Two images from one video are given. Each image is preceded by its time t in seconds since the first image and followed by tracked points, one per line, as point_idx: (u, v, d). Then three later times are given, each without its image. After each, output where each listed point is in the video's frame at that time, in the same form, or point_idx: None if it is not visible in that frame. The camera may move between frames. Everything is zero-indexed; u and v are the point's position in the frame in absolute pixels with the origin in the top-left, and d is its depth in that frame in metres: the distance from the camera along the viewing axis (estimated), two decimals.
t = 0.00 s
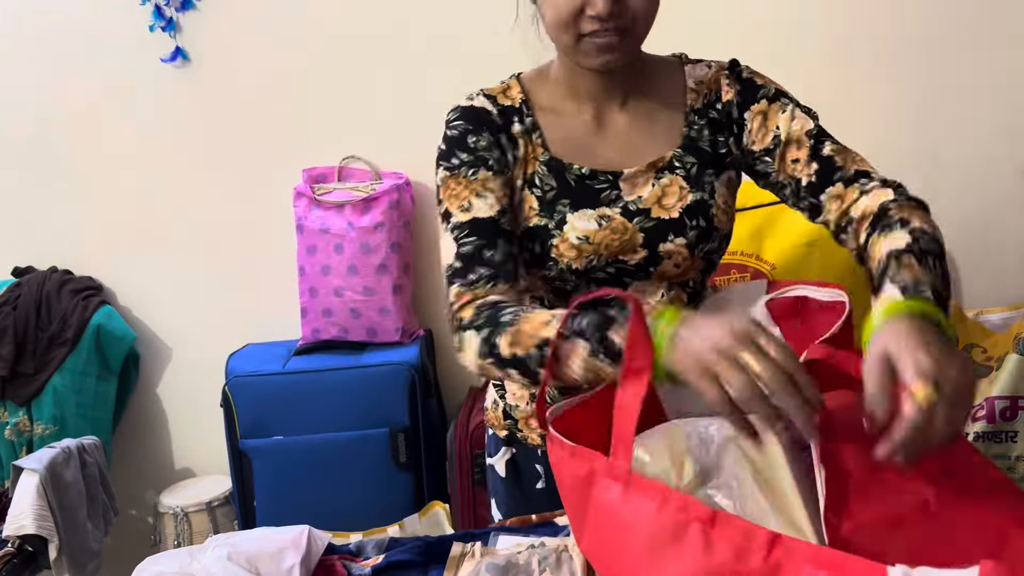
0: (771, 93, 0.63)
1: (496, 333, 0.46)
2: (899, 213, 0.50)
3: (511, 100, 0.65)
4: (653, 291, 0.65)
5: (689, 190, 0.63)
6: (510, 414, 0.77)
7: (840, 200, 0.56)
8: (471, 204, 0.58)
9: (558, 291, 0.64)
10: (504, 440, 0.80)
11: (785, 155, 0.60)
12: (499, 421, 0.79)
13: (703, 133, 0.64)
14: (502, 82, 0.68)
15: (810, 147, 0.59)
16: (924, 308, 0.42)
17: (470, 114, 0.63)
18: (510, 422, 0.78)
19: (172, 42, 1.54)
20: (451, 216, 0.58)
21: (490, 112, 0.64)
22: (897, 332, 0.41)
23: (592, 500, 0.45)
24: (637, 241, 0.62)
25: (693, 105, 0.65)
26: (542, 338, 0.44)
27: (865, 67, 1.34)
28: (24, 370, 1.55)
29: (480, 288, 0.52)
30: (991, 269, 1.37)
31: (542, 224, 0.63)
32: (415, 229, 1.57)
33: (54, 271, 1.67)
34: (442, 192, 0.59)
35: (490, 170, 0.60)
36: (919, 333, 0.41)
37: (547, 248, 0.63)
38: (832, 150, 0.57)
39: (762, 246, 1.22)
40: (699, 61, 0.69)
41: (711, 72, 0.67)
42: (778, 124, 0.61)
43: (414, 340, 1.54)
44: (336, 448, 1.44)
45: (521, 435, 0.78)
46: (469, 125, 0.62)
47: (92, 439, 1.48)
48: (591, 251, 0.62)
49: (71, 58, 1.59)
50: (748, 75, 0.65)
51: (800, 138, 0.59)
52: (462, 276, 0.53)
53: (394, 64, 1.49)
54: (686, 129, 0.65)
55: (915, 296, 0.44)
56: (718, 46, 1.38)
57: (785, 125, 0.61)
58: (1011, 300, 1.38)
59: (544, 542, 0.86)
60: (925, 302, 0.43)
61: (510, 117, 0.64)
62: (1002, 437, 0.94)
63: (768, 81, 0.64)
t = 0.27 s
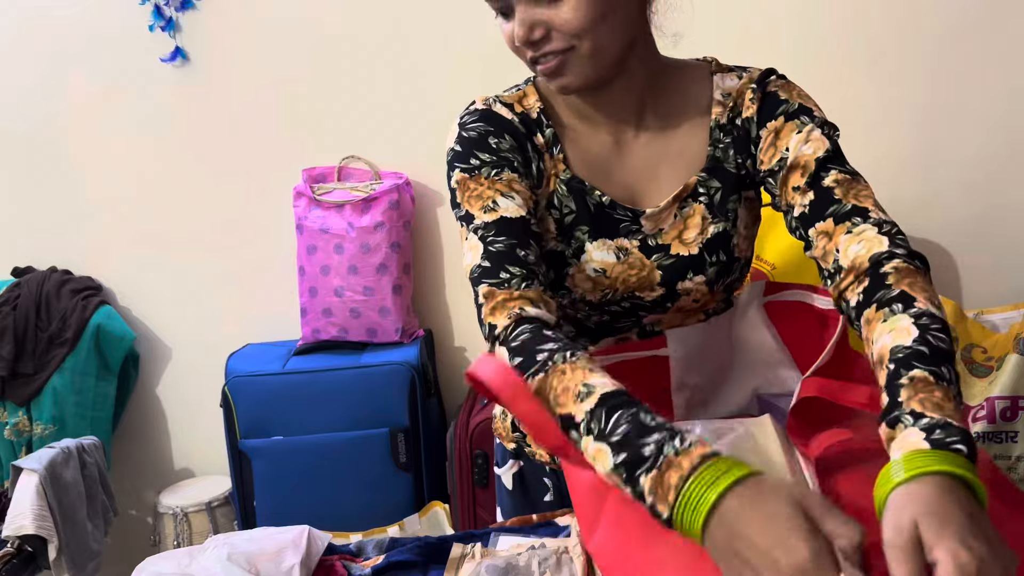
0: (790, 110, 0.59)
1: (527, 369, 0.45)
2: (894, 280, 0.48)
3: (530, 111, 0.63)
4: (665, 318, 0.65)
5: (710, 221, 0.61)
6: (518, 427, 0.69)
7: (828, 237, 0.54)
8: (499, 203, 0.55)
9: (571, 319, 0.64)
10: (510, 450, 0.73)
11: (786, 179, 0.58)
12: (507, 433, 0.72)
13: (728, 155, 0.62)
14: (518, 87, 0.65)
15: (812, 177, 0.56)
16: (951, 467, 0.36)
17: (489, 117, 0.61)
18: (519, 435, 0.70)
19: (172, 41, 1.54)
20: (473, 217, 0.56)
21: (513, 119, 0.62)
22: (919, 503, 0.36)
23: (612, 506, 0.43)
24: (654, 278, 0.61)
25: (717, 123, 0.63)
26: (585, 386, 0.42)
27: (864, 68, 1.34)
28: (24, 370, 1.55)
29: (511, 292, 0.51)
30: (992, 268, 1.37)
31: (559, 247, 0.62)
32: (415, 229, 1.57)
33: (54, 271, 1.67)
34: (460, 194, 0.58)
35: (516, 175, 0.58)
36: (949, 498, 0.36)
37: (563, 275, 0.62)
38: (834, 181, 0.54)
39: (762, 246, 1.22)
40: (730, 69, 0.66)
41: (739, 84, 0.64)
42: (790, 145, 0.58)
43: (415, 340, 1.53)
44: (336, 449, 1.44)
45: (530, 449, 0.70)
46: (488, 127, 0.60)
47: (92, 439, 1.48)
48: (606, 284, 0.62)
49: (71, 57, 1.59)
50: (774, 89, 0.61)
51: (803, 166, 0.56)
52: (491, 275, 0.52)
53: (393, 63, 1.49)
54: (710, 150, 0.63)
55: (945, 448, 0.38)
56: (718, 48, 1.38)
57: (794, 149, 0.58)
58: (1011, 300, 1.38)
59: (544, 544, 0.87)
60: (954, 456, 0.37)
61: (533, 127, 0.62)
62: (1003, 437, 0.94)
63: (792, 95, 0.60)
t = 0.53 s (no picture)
0: (787, 107, 0.59)
1: (526, 370, 0.46)
2: (896, 279, 0.48)
3: (527, 112, 0.63)
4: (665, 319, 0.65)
5: (709, 221, 0.61)
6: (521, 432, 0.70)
7: (829, 235, 0.54)
8: (495, 205, 0.56)
9: (571, 320, 0.65)
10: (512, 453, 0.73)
11: (785, 176, 0.58)
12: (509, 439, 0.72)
13: (727, 154, 0.62)
14: (516, 88, 0.65)
15: (812, 174, 0.56)
16: (962, 469, 0.38)
17: (487, 117, 0.61)
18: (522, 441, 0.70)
19: (172, 41, 1.53)
20: (469, 219, 0.56)
21: (511, 120, 0.62)
22: (930, 504, 0.38)
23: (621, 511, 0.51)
24: (653, 279, 0.61)
25: (715, 121, 0.63)
26: (588, 388, 0.44)
27: (864, 68, 1.34)
28: (24, 370, 1.55)
29: (507, 295, 0.51)
30: (992, 269, 1.37)
31: (558, 249, 0.62)
32: (415, 229, 1.57)
33: (54, 270, 1.67)
34: (456, 195, 0.58)
35: (512, 176, 0.58)
36: (958, 501, 0.37)
37: (561, 277, 0.62)
38: (834, 176, 0.55)
39: (762, 246, 1.22)
40: (728, 65, 0.65)
41: (737, 81, 0.64)
42: (788, 141, 0.58)
43: (415, 340, 1.53)
44: (336, 449, 1.44)
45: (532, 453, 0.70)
46: (487, 128, 0.60)
47: (92, 439, 1.48)
48: (606, 285, 0.62)
49: (71, 57, 1.59)
50: (771, 86, 0.62)
51: (802, 162, 0.57)
52: (487, 276, 0.52)
53: (393, 63, 1.49)
54: (709, 149, 0.62)
55: (953, 448, 0.39)
56: (719, 48, 1.38)
57: (792, 146, 0.58)
58: (1012, 300, 1.38)
59: (544, 544, 0.87)
60: (964, 457, 0.38)
61: (530, 128, 0.62)
62: (1002, 437, 0.94)
63: (790, 92, 0.60)
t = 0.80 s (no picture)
0: (786, 101, 0.60)
1: (502, 353, 0.47)
2: (901, 263, 0.49)
3: (527, 107, 0.63)
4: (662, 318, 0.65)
5: (708, 218, 0.61)
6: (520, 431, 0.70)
7: (832, 226, 0.54)
8: (485, 198, 0.55)
9: (568, 318, 0.65)
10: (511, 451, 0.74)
11: (786, 169, 0.58)
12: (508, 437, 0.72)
13: (727, 151, 0.62)
14: (518, 83, 0.65)
15: (812, 166, 0.56)
16: (964, 438, 0.39)
17: (488, 111, 0.61)
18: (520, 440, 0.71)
19: (171, 41, 1.53)
20: (457, 209, 0.55)
21: (511, 115, 0.62)
22: (934, 469, 0.38)
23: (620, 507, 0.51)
24: (651, 276, 0.61)
25: (715, 118, 0.63)
26: (568, 369, 0.44)
27: (864, 68, 1.34)
28: (24, 370, 1.55)
29: (484, 287, 0.51)
30: (992, 268, 1.37)
31: (556, 248, 0.62)
32: (415, 229, 1.57)
33: (54, 270, 1.67)
34: (448, 184, 0.57)
35: (505, 172, 0.58)
36: (962, 468, 0.38)
37: (559, 275, 0.62)
38: (835, 167, 0.55)
39: (762, 246, 1.22)
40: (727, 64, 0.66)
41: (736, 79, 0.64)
42: (788, 136, 0.58)
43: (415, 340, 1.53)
44: (336, 449, 1.44)
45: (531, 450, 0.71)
46: (486, 122, 0.60)
47: (92, 439, 1.48)
48: (603, 282, 0.62)
49: (71, 57, 1.59)
50: (770, 82, 0.62)
51: (803, 155, 0.57)
52: (467, 267, 0.52)
53: (393, 63, 1.49)
54: (709, 146, 0.63)
55: (956, 417, 0.40)
56: (718, 48, 1.38)
57: (792, 140, 0.58)
58: (1011, 300, 1.38)
59: (544, 545, 0.86)
60: (967, 426, 0.39)
61: (530, 124, 0.62)
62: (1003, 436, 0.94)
63: (788, 87, 0.61)
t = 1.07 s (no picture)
0: (768, 98, 0.60)
1: (448, 293, 0.48)
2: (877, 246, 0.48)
3: (527, 95, 0.64)
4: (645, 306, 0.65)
5: (692, 211, 0.62)
6: (510, 412, 0.71)
7: (810, 214, 0.53)
8: (462, 167, 0.56)
9: (552, 298, 0.65)
10: (505, 438, 0.74)
11: (768, 164, 0.58)
12: (500, 421, 0.73)
13: (711, 151, 0.63)
14: (520, 72, 0.66)
15: (792, 159, 0.56)
16: (943, 396, 0.38)
17: (491, 91, 0.62)
18: (511, 421, 0.72)
19: (171, 41, 1.54)
20: (434, 168, 0.56)
21: (511, 101, 0.63)
22: (914, 428, 0.37)
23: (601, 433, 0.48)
24: (633, 262, 0.62)
25: (701, 117, 0.63)
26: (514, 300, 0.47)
27: (864, 67, 1.34)
28: (24, 370, 1.55)
29: (433, 248, 0.52)
30: (991, 268, 1.37)
31: (541, 229, 0.63)
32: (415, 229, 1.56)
33: (54, 271, 1.67)
34: (433, 148, 0.57)
35: (490, 149, 0.59)
36: (944, 422, 0.37)
37: (544, 255, 0.64)
38: (814, 159, 0.54)
39: (762, 246, 1.22)
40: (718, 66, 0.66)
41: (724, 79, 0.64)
42: (769, 132, 0.58)
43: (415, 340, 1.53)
44: (336, 448, 1.44)
45: (521, 432, 0.72)
46: (488, 100, 0.61)
47: (92, 439, 1.48)
48: (586, 266, 0.62)
49: (71, 58, 1.59)
50: (753, 81, 0.62)
51: (784, 148, 0.56)
52: (425, 226, 0.53)
53: (392, 62, 1.49)
54: (695, 144, 0.63)
55: (930, 379, 0.39)
56: (718, 48, 1.38)
57: (773, 136, 0.58)
58: (1011, 299, 1.38)
59: (541, 544, 0.86)
60: (941, 385, 0.39)
61: (529, 111, 0.64)
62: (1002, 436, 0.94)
63: (771, 86, 0.61)
